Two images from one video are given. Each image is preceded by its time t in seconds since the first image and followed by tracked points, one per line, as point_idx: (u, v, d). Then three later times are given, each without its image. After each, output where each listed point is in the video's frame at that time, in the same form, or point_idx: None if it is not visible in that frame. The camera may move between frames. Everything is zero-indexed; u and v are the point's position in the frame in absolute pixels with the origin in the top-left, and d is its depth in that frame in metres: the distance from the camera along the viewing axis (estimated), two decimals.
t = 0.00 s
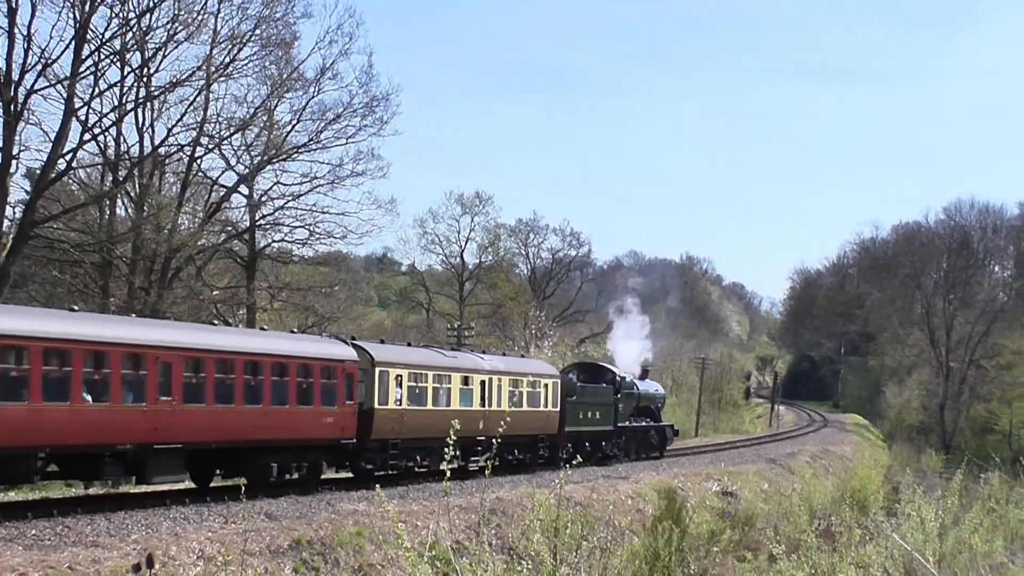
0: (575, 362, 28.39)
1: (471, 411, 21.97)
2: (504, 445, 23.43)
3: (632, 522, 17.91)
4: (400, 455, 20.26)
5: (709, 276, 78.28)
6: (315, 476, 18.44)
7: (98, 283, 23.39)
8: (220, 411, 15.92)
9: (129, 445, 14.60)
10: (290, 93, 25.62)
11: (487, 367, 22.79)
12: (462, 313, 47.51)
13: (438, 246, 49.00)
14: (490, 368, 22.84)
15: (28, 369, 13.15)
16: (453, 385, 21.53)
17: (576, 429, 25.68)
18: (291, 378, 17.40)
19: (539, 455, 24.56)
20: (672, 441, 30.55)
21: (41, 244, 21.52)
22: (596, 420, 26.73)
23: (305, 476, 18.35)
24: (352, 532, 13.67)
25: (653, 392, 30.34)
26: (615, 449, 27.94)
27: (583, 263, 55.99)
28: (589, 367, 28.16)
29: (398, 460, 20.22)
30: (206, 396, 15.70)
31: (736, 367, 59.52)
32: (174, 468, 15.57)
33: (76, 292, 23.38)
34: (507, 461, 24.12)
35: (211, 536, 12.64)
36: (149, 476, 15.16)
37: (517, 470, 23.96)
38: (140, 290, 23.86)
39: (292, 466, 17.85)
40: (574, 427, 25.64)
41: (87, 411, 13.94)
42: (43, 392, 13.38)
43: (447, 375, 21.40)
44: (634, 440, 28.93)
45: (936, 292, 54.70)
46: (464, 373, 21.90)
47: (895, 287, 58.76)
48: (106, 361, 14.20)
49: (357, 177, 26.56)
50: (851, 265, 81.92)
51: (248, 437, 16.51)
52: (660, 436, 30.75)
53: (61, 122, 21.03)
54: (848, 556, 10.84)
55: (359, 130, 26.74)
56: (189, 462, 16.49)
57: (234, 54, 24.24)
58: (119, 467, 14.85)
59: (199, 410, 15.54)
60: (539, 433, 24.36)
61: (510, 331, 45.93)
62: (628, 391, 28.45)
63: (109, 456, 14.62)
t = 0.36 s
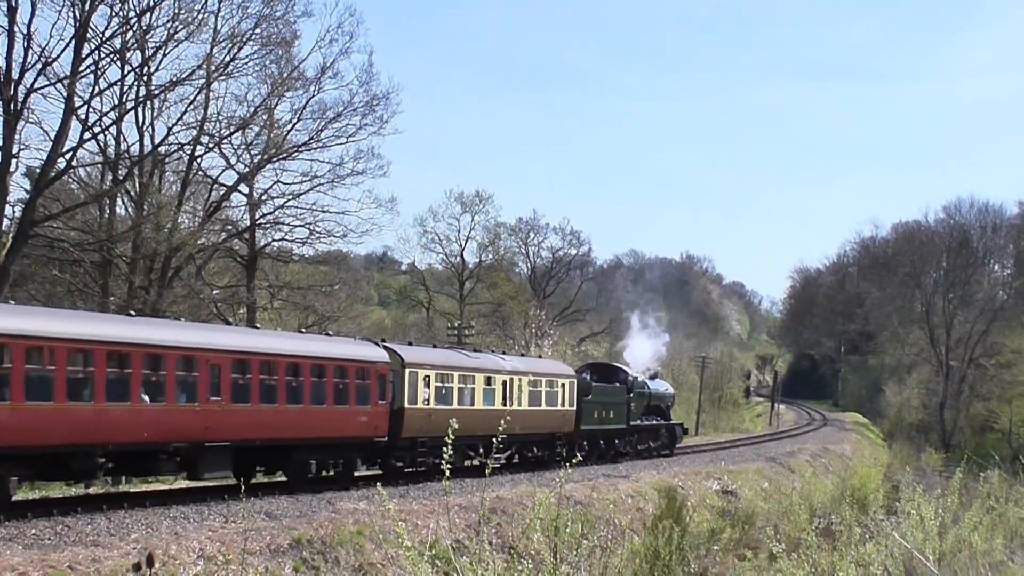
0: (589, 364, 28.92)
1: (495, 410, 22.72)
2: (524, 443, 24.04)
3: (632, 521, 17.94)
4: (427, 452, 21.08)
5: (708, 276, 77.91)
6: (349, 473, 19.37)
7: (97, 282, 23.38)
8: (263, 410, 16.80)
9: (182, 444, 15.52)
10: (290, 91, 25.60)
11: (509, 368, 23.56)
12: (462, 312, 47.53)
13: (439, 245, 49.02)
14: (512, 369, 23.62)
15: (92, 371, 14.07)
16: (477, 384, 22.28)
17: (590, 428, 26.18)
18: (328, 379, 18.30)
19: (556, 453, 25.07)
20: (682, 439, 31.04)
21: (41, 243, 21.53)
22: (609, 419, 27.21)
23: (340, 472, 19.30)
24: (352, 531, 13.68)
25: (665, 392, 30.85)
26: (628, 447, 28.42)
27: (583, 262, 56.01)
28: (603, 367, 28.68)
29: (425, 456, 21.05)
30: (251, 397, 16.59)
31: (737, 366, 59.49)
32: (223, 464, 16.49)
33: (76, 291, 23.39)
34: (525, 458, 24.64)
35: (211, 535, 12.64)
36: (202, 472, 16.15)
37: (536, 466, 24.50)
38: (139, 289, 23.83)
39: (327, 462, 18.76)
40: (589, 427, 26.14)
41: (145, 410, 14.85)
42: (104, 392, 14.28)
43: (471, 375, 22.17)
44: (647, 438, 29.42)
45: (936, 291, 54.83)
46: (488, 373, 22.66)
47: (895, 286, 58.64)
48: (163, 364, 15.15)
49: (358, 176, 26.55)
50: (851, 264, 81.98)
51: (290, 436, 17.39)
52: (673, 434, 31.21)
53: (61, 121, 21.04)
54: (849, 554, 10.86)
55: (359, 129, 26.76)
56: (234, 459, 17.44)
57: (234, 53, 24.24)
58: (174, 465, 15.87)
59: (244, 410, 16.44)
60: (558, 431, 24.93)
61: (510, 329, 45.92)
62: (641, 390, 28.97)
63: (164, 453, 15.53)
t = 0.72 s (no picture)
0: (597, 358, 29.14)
1: (512, 404, 23.12)
2: (538, 435, 24.35)
3: (627, 514, 17.96)
4: (450, 445, 21.46)
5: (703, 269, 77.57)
6: (377, 464, 19.83)
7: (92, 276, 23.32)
8: (299, 404, 17.35)
9: (225, 436, 16.09)
10: (285, 85, 25.57)
11: (525, 363, 23.97)
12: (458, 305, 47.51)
13: (434, 238, 49.00)
14: (527, 363, 24.04)
15: (145, 366, 14.73)
16: (494, 379, 22.68)
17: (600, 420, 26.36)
18: (358, 373, 18.82)
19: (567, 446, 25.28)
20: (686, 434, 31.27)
21: (35, 236, 21.50)
22: (618, 412, 27.39)
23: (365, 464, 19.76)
24: (348, 524, 13.69)
25: (670, 387, 31.08)
26: (636, 439, 28.61)
27: (578, 256, 56.01)
28: (610, 362, 28.90)
29: (447, 449, 21.45)
30: (287, 391, 17.16)
31: (732, 360, 59.49)
32: (263, 454, 17.05)
33: (70, 285, 23.34)
34: (537, 451, 24.82)
35: (206, 528, 12.64)
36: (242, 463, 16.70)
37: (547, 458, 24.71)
38: (134, 282, 23.77)
39: (357, 454, 19.24)
40: (598, 419, 26.32)
41: (193, 405, 15.45)
42: (156, 387, 14.92)
43: (490, 371, 22.61)
44: (654, 432, 29.62)
45: (930, 284, 54.76)
46: (504, 368, 23.08)
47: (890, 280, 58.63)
48: (208, 360, 15.74)
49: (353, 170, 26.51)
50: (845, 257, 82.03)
51: (323, 429, 17.94)
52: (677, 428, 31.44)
53: (55, 114, 21.01)
54: (843, 547, 10.88)
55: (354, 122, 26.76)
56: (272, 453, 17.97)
57: (229, 46, 24.22)
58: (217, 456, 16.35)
59: (281, 403, 17.01)
60: (569, 423, 25.20)
61: (505, 323, 45.89)
62: (648, 384, 29.22)
63: (208, 445, 16.13)
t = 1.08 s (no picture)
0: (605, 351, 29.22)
1: (529, 396, 23.32)
2: (551, 427, 24.52)
3: (623, 506, 17.97)
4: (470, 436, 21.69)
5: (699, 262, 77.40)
6: (402, 456, 20.11)
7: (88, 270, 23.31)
8: (331, 397, 17.85)
9: (264, 427, 16.58)
10: (279, 78, 25.52)
11: (541, 357, 24.17)
12: (454, 298, 47.49)
13: (429, 231, 48.98)
14: (542, 357, 24.27)
15: (193, 363, 15.27)
16: (511, 371, 22.88)
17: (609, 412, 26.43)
18: (385, 367, 19.27)
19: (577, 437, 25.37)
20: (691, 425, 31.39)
21: (31, 230, 21.49)
22: (626, 404, 27.47)
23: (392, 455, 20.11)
24: (344, 517, 13.69)
25: (675, 379, 31.17)
26: (643, 430, 28.69)
27: (574, 248, 56.01)
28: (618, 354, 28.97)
29: (468, 440, 21.68)
30: (320, 385, 17.65)
31: (728, 352, 59.51)
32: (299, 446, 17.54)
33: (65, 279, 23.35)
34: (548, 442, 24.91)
35: (201, 522, 12.63)
36: (280, 454, 17.18)
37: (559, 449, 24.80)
38: (129, 276, 23.75)
39: (385, 445, 19.62)
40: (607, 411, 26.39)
41: (236, 398, 15.97)
42: (205, 381, 15.47)
43: (507, 363, 22.81)
44: (661, 422, 29.70)
45: (925, 276, 54.75)
46: (520, 361, 23.30)
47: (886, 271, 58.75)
48: (250, 355, 16.27)
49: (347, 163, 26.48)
50: (841, 249, 82.10)
51: (353, 422, 18.39)
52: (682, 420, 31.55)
53: (50, 108, 20.98)
54: (838, 539, 10.89)
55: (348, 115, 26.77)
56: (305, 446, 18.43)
57: (224, 39, 24.17)
58: (258, 447, 16.86)
59: (316, 397, 17.51)
60: (580, 415, 25.34)
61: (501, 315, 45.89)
62: (655, 375, 29.32)
63: (249, 437, 16.61)
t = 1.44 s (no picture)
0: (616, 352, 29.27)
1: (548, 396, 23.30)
2: (567, 426, 24.55)
3: (623, 506, 17.97)
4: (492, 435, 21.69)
5: (699, 262, 77.27)
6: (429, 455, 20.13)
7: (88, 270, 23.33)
8: (366, 398, 18.03)
9: (303, 427, 16.79)
10: (279, 78, 25.51)
11: (558, 360, 24.02)
12: (454, 298, 47.48)
13: (429, 231, 48.99)
14: (560, 358, 24.22)
15: (240, 364, 15.58)
16: (530, 372, 22.70)
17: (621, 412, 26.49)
18: (415, 368, 19.43)
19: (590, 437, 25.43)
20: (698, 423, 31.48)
21: (32, 230, 21.50)
22: (637, 404, 27.53)
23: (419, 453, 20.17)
24: (345, 517, 13.70)
25: (683, 380, 31.24)
26: (655, 429, 28.77)
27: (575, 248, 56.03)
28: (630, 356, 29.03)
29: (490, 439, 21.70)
30: (355, 386, 17.84)
31: (728, 352, 59.47)
32: (334, 445, 17.73)
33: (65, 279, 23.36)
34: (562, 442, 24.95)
35: (202, 523, 12.64)
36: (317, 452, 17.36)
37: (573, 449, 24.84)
38: (128, 277, 23.76)
39: (412, 445, 19.70)
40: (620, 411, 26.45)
41: (280, 399, 16.24)
42: (250, 383, 15.77)
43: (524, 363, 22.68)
44: (671, 421, 29.78)
45: (925, 276, 54.81)
46: (539, 362, 23.22)
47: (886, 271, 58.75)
48: (291, 357, 16.53)
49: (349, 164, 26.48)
50: (841, 250, 82.13)
51: (384, 422, 18.55)
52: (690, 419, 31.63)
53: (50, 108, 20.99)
54: (838, 540, 10.88)
55: (349, 115, 26.82)
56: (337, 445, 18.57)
57: (224, 40, 24.18)
58: (297, 446, 17.03)
59: (351, 398, 17.71)
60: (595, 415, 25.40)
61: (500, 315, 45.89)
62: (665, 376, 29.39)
63: (289, 437, 16.82)
